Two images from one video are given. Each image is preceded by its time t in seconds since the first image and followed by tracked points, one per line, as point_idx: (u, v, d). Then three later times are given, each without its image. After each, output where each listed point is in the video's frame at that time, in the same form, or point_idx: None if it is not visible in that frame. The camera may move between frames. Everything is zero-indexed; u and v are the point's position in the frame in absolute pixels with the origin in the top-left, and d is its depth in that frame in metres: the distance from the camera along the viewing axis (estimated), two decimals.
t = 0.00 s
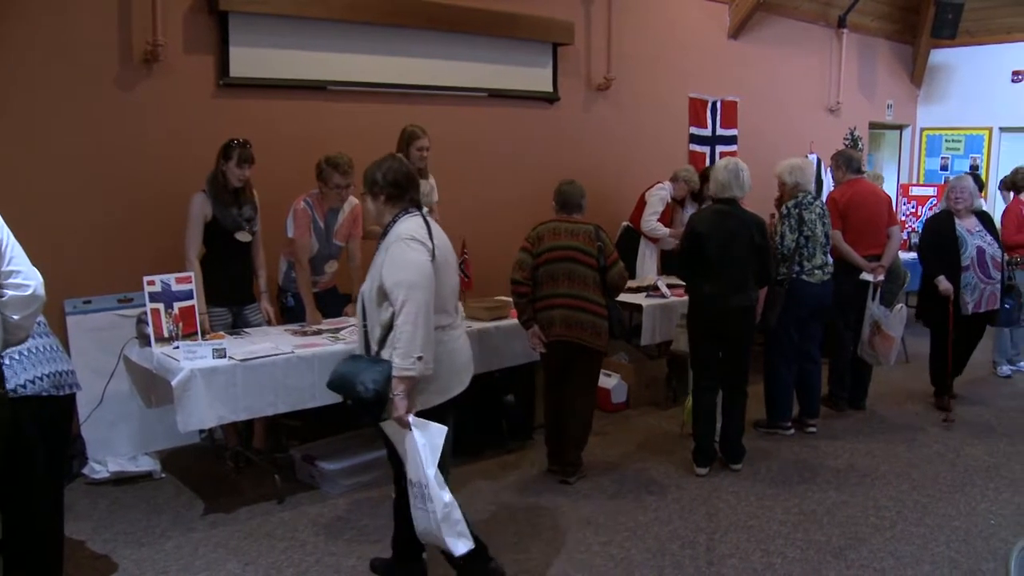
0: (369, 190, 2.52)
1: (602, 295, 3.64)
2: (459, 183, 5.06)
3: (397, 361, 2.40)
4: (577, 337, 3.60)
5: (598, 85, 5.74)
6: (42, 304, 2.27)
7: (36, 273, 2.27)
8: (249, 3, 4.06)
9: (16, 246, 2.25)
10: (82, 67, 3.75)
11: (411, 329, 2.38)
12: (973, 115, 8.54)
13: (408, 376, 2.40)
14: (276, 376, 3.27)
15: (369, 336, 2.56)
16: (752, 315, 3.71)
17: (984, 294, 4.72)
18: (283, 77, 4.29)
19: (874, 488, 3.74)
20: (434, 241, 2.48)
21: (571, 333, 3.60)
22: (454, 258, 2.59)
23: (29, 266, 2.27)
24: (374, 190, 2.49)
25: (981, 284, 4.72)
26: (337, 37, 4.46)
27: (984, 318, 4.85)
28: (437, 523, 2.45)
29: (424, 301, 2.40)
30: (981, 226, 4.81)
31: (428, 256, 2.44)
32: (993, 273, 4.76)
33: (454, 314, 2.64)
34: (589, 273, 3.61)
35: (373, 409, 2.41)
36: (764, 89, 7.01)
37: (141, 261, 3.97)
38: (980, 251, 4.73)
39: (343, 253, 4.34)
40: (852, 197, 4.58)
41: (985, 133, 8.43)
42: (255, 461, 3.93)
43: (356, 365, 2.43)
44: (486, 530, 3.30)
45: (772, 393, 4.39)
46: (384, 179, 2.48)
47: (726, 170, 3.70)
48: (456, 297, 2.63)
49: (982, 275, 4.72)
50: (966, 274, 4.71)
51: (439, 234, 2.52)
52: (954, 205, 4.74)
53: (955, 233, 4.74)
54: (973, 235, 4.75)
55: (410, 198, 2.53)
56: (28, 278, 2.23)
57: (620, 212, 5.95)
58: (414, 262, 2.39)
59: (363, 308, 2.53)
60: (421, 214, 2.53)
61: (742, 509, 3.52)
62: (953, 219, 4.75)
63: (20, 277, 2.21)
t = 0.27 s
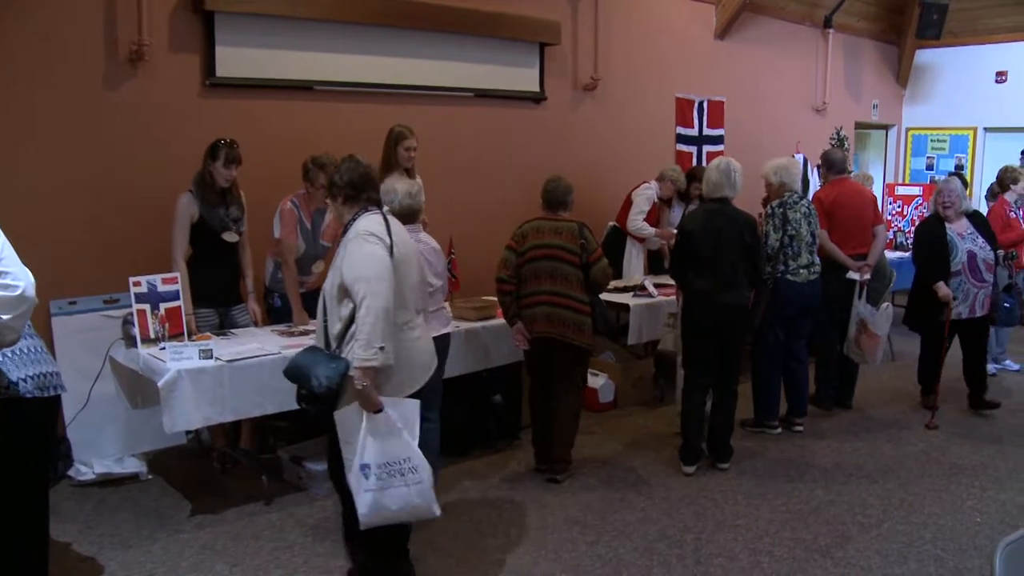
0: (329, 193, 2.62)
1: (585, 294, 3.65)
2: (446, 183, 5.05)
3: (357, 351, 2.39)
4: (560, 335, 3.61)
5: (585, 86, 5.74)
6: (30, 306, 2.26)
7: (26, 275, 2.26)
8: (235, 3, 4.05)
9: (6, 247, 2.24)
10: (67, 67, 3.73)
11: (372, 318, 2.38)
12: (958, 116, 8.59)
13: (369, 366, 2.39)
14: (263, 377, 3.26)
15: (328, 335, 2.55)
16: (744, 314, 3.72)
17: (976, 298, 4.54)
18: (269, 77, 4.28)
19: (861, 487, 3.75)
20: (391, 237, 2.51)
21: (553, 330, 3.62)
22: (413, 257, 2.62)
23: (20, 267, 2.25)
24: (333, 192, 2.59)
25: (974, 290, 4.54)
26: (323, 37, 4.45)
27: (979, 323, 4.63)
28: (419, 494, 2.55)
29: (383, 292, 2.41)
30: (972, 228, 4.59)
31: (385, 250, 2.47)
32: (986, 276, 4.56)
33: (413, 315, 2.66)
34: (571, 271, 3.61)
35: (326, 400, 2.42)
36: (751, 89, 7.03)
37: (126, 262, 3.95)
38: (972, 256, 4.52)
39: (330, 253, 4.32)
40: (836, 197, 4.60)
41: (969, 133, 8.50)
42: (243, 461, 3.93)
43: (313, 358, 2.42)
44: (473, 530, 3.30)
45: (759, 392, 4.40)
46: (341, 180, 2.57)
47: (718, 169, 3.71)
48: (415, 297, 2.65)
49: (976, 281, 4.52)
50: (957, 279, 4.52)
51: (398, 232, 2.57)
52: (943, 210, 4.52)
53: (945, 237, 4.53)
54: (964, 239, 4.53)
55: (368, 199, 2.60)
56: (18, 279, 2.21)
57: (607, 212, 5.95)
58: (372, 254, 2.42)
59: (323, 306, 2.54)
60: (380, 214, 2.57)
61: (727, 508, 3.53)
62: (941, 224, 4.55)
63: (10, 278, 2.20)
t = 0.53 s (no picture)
0: (292, 196, 2.57)
1: (574, 293, 3.65)
2: (437, 183, 5.05)
3: (323, 350, 2.38)
4: (546, 333, 3.65)
5: (576, 85, 5.75)
6: (16, 299, 2.25)
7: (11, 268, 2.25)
8: (225, 3, 4.04)
9: None
10: (56, 66, 3.71)
11: (338, 317, 2.36)
12: (948, 116, 8.62)
13: (335, 364, 2.38)
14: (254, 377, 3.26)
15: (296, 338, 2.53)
16: (736, 314, 3.72)
17: (976, 302, 4.45)
18: (260, 77, 4.27)
19: (852, 486, 3.76)
20: (354, 237, 2.50)
21: (539, 328, 3.65)
22: (380, 256, 2.61)
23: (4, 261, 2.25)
24: (296, 195, 2.55)
25: (974, 293, 4.45)
26: (314, 37, 4.45)
27: (981, 329, 4.52)
28: (376, 482, 2.59)
29: (348, 290, 2.39)
30: (981, 232, 4.49)
31: (347, 249, 2.45)
32: (989, 282, 4.46)
33: (381, 315, 2.65)
34: (559, 271, 3.63)
35: (295, 403, 2.44)
36: (741, 89, 7.04)
37: (116, 262, 3.94)
38: (974, 258, 4.44)
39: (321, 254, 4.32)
40: (827, 196, 4.61)
41: (959, 133, 8.53)
42: (234, 462, 3.92)
43: (279, 363, 2.42)
44: (465, 530, 3.30)
45: (750, 390, 4.42)
46: (305, 183, 2.54)
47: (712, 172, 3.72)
48: (382, 297, 2.64)
49: (975, 284, 4.44)
50: (956, 280, 4.45)
51: (363, 232, 2.56)
52: (951, 209, 4.44)
53: (949, 238, 4.46)
54: (969, 241, 4.45)
55: (334, 200, 2.58)
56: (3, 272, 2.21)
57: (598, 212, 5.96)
58: (335, 254, 2.41)
59: (289, 306, 2.52)
60: (343, 215, 2.56)
61: (717, 507, 3.54)
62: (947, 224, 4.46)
63: None
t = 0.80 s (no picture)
0: (253, 193, 2.55)
1: (565, 294, 3.67)
2: (428, 183, 5.05)
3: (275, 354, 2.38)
4: (537, 333, 3.67)
5: (566, 85, 5.75)
6: None
7: None
8: (214, 2, 4.03)
9: None
10: (44, 66, 3.69)
11: (288, 320, 2.36)
12: (937, 116, 8.65)
13: (287, 368, 2.38)
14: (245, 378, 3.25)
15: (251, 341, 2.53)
16: (724, 313, 3.73)
17: (981, 303, 4.42)
18: (250, 77, 4.26)
19: (842, 485, 3.77)
20: (307, 238, 2.49)
21: (531, 327, 3.67)
22: (335, 256, 2.60)
23: None
24: (257, 192, 2.53)
25: (978, 293, 4.42)
26: (304, 37, 4.44)
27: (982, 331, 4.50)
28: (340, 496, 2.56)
29: (299, 292, 2.39)
30: (993, 233, 4.46)
31: (299, 251, 2.45)
32: (995, 284, 4.43)
33: (338, 316, 2.64)
34: (553, 271, 3.64)
35: (246, 407, 2.49)
36: (731, 88, 7.05)
37: (105, 263, 3.93)
38: (981, 258, 4.41)
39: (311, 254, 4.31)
40: (818, 195, 4.62)
41: (948, 133, 8.56)
42: (225, 462, 3.91)
43: (232, 363, 2.48)
44: (456, 530, 3.30)
45: (741, 389, 4.43)
46: (268, 180, 2.52)
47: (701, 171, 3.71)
48: (339, 298, 2.63)
49: (980, 284, 4.41)
50: (961, 277, 4.43)
51: (318, 233, 2.55)
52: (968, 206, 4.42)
53: (959, 235, 4.44)
54: (977, 240, 4.42)
55: (292, 200, 2.58)
56: None
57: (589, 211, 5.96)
58: (285, 256, 2.40)
59: (244, 308, 2.54)
60: (298, 215, 2.55)
61: (708, 506, 3.54)
62: (959, 220, 4.44)
63: None
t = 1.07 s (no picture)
0: (205, 194, 2.59)
1: (563, 293, 3.69)
2: (416, 183, 5.04)
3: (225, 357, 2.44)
4: (534, 333, 3.67)
5: (555, 85, 5.75)
6: None
7: None
8: (201, 2, 4.02)
9: None
10: (30, 66, 3.68)
11: (237, 323, 2.42)
12: (924, 116, 8.68)
13: (235, 369, 2.44)
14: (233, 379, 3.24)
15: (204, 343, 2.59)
16: (702, 310, 3.74)
17: (979, 304, 4.33)
18: (238, 77, 4.25)
19: (830, 484, 3.78)
20: (258, 241, 2.55)
21: (530, 327, 3.68)
22: (288, 257, 2.64)
23: None
24: (210, 192, 2.58)
25: (975, 294, 4.34)
26: (292, 36, 4.43)
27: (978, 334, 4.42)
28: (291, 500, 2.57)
29: (248, 295, 2.44)
30: (990, 234, 4.39)
31: (250, 254, 2.50)
32: (993, 285, 4.35)
33: (291, 317, 2.69)
34: (550, 271, 3.66)
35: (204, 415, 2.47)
36: (719, 88, 7.07)
37: (91, 264, 3.91)
38: (977, 258, 4.34)
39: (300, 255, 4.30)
40: (805, 195, 4.63)
41: (935, 133, 8.59)
42: (212, 463, 3.90)
43: (186, 371, 2.46)
44: (445, 530, 3.30)
45: (729, 389, 4.44)
46: (220, 180, 2.56)
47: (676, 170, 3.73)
48: (293, 299, 2.68)
49: (976, 284, 4.33)
50: (956, 278, 4.36)
51: (270, 235, 2.60)
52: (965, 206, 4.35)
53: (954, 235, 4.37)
54: (974, 240, 4.35)
55: (245, 201, 2.62)
56: None
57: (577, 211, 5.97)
58: (234, 259, 2.46)
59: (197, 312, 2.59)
60: (251, 217, 2.60)
61: (696, 505, 3.55)
62: (956, 220, 4.37)
63: None
